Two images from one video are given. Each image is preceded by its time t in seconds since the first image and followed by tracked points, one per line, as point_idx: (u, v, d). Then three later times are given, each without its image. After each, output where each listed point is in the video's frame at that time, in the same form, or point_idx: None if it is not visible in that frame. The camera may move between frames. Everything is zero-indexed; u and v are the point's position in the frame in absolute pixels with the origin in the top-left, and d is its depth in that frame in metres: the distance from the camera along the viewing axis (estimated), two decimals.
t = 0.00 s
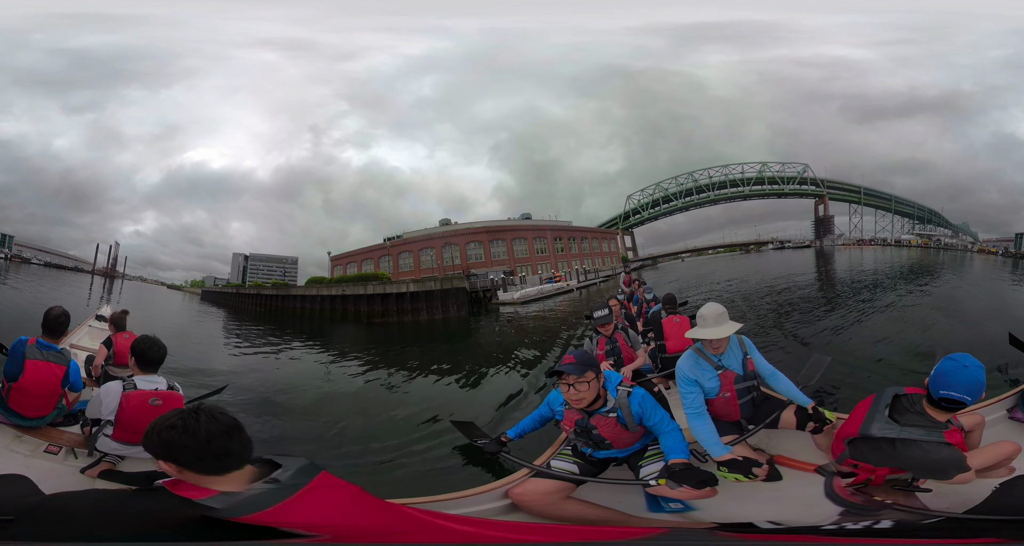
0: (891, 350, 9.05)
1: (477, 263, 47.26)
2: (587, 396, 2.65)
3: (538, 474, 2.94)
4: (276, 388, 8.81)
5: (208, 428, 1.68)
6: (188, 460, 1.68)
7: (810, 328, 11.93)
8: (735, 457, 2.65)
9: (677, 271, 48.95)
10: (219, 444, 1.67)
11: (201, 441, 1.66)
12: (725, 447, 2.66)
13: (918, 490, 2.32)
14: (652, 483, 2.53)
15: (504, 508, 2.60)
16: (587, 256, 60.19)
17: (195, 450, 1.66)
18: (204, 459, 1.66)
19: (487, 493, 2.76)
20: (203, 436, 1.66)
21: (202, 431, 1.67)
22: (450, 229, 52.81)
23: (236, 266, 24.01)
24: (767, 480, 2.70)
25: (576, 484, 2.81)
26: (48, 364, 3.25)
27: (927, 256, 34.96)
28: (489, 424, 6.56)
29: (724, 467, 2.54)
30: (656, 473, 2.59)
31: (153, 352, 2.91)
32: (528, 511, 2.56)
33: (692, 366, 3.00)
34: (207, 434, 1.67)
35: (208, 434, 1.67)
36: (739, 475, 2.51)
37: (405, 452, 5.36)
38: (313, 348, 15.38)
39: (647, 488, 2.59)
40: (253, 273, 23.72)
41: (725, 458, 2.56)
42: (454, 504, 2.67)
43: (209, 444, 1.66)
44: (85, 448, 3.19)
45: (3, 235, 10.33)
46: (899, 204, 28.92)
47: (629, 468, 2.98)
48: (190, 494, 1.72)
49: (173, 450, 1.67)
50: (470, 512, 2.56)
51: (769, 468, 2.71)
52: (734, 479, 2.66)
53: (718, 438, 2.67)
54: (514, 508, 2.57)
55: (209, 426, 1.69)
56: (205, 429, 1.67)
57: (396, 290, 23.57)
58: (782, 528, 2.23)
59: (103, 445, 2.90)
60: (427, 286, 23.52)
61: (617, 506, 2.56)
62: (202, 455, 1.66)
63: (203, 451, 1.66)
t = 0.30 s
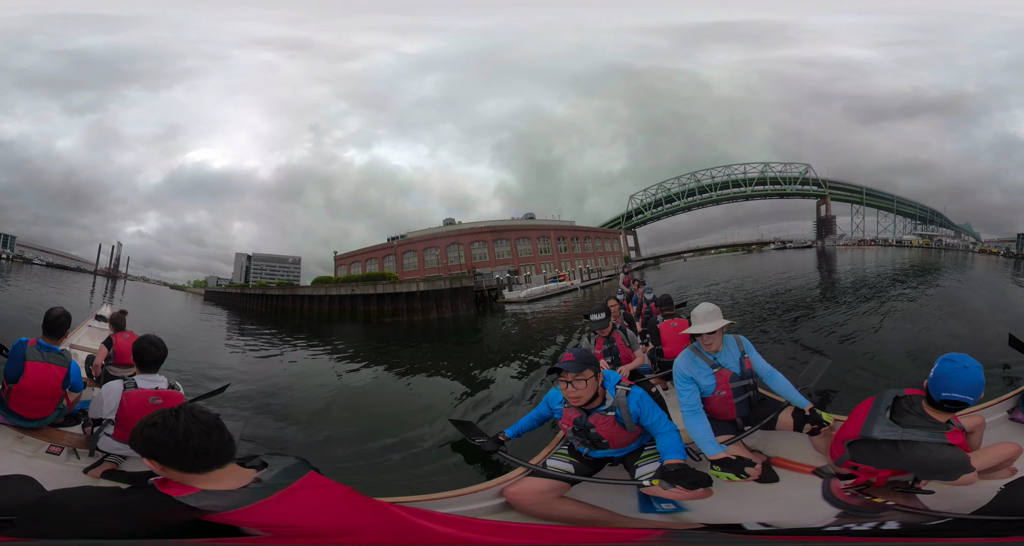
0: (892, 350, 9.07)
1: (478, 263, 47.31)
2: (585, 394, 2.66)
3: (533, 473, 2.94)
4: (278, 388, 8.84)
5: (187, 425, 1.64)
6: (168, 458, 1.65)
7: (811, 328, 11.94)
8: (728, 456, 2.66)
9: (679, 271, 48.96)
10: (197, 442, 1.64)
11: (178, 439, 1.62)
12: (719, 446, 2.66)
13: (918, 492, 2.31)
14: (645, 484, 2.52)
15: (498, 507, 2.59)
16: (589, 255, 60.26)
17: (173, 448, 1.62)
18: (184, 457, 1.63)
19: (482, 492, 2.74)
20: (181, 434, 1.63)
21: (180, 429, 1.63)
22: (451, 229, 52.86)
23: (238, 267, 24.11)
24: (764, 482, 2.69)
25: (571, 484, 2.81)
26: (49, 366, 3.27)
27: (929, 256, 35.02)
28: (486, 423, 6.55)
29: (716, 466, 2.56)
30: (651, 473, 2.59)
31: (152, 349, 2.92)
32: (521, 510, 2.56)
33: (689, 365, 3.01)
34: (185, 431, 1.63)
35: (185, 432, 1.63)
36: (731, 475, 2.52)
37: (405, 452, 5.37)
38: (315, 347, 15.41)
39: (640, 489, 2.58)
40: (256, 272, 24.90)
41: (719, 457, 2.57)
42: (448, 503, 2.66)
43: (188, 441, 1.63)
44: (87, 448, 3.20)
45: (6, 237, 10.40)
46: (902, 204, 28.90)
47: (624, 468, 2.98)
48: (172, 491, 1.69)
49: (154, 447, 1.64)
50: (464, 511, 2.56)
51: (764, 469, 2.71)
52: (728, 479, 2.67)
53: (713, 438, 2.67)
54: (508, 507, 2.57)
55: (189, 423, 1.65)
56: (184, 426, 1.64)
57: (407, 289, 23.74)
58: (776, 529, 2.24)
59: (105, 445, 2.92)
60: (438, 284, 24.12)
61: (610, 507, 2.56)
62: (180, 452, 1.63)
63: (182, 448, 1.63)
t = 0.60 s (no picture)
0: (892, 350, 9.07)
1: (480, 263, 47.35)
2: (584, 394, 2.66)
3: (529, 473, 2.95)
4: (280, 387, 8.87)
5: (217, 427, 1.62)
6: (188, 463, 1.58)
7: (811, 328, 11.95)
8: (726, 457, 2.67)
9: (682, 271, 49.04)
10: (225, 443, 1.60)
11: (205, 440, 1.57)
12: (717, 446, 2.66)
13: (919, 493, 2.31)
14: (643, 483, 2.54)
15: (492, 507, 2.59)
16: (592, 255, 60.25)
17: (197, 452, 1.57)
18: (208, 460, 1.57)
19: (477, 491, 2.75)
20: (210, 435, 1.59)
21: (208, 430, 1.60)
22: (453, 229, 52.89)
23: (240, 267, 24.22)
24: (760, 482, 2.69)
25: (566, 484, 2.81)
26: (47, 367, 3.28)
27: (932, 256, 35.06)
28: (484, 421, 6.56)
29: (715, 467, 2.56)
30: (648, 473, 2.60)
31: (152, 350, 2.93)
32: (516, 510, 2.56)
33: (688, 366, 3.01)
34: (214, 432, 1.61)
35: (214, 434, 1.60)
36: (728, 475, 2.54)
37: (405, 451, 5.37)
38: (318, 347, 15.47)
39: (637, 489, 2.59)
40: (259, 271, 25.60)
41: (717, 458, 2.56)
42: (443, 502, 2.67)
43: (216, 443, 1.59)
44: (87, 448, 3.20)
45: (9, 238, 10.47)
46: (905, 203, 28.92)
47: (621, 468, 2.98)
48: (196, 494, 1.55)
49: (173, 452, 1.58)
50: (460, 509, 2.57)
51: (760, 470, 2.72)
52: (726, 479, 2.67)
53: (711, 438, 2.67)
54: (502, 507, 2.57)
55: (217, 425, 1.63)
56: (212, 427, 1.61)
57: (416, 288, 23.86)
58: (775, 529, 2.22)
59: (105, 445, 2.92)
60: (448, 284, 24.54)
61: (603, 507, 2.55)
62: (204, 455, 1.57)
63: (206, 450, 1.57)
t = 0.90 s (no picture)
0: (893, 350, 9.07)
1: (482, 263, 47.34)
2: (585, 395, 2.66)
3: (528, 474, 2.95)
4: (280, 387, 8.87)
5: (237, 429, 1.62)
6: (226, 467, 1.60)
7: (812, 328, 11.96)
8: (727, 457, 2.66)
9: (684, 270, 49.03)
10: (255, 442, 1.62)
11: (235, 444, 1.58)
12: (717, 446, 2.66)
13: (920, 492, 2.30)
14: (643, 484, 2.54)
15: (490, 507, 2.58)
16: (594, 255, 60.20)
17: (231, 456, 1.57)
18: (244, 463, 1.59)
19: (475, 492, 2.74)
20: (234, 439, 1.59)
21: (230, 433, 1.60)
22: (454, 229, 52.89)
23: (242, 267, 24.30)
24: (761, 483, 2.67)
25: (565, 484, 2.80)
26: (44, 365, 3.28)
27: (934, 256, 35.10)
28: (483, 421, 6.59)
29: (716, 467, 2.55)
30: (648, 474, 2.60)
31: (149, 350, 2.94)
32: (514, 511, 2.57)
33: (688, 367, 3.01)
34: (236, 436, 1.60)
35: (238, 435, 1.60)
36: (731, 475, 2.53)
37: (405, 451, 5.37)
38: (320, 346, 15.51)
39: (637, 489, 2.59)
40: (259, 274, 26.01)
41: (717, 458, 2.56)
42: (440, 503, 2.66)
43: (245, 443, 1.59)
44: (87, 448, 3.21)
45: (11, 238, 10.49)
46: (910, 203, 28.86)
47: (621, 468, 2.98)
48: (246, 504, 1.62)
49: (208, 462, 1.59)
50: (458, 509, 2.56)
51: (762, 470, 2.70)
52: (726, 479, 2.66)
53: (710, 438, 2.67)
54: (500, 507, 2.56)
55: (238, 427, 1.63)
56: (232, 430, 1.60)
57: (428, 287, 23.80)
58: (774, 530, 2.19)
59: (104, 445, 2.94)
60: (457, 284, 24.72)
61: (601, 507, 2.55)
62: (241, 458, 1.59)
63: (242, 453, 1.59)
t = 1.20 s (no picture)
0: (894, 350, 9.08)
1: (484, 263, 47.40)
2: (586, 396, 2.65)
3: (529, 475, 2.94)
4: (281, 388, 8.88)
5: (266, 436, 1.46)
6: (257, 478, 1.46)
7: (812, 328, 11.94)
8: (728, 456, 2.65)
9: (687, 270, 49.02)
10: (287, 449, 1.50)
11: (267, 456, 1.43)
12: (719, 446, 2.65)
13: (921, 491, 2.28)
14: (644, 485, 2.53)
15: (492, 508, 2.52)
16: (596, 255, 60.21)
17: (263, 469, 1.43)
18: (275, 474, 1.47)
19: (477, 494, 2.72)
20: (262, 450, 1.43)
21: (257, 444, 1.43)
22: (456, 229, 52.92)
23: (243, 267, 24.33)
24: (763, 482, 2.67)
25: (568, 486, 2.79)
26: (42, 364, 3.29)
27: (934, 256, 35.29)
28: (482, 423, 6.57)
29: (717, 467, 2.54)
30: (649, 474, 2.59)
31: (144, 348, 2.94)
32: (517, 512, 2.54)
33: (689, 367, 3.00)
34: (264, 446, 1.44)
35: (268, 443, 1.44)
36: (732, 475, 2.52)
37: (405, 452, 5.36)
38: (322, 346, 15.56)
39: (639, 490, 2.59)
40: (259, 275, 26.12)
41: (718, 457, 2.55)
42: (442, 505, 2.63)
43: (275, 453, 1.45)
44: (84, 448, 3.21)
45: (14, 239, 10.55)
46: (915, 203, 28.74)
47: (622, 469, 2.96)
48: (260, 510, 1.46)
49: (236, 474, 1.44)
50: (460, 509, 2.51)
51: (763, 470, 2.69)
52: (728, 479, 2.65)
53: (711, 438, 2.67)
54: (502, 508, 2.50)
55: (265, 435, 1.48)
56: (259, 440, 1.44)
57: (436, 287, 23.82)
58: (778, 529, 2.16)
59: (101, 444, 2.94)
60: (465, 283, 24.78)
61: (604, 507, 2.51)
62: (275, 469, 1.45)
63: (275, 462, 1.45)
